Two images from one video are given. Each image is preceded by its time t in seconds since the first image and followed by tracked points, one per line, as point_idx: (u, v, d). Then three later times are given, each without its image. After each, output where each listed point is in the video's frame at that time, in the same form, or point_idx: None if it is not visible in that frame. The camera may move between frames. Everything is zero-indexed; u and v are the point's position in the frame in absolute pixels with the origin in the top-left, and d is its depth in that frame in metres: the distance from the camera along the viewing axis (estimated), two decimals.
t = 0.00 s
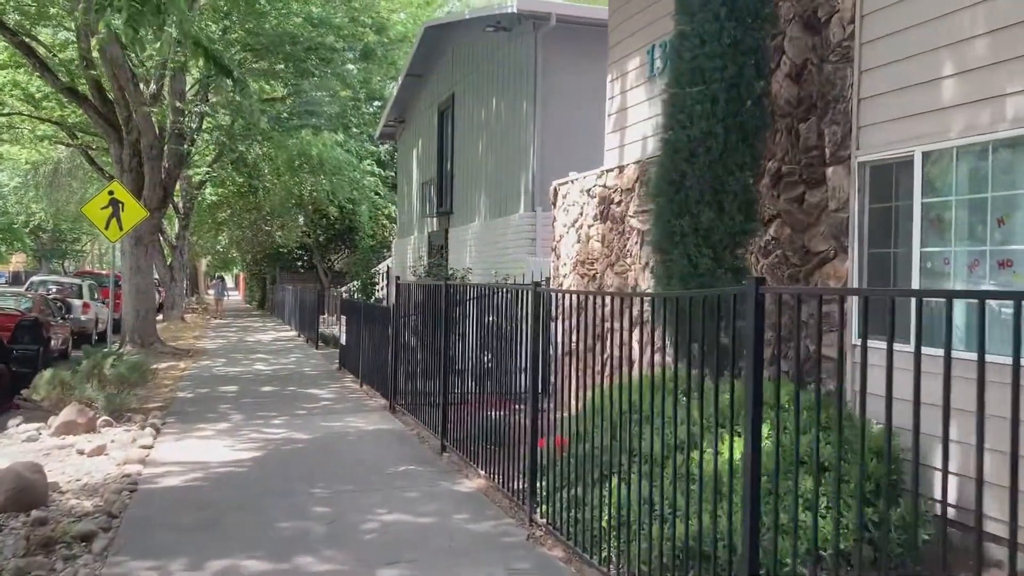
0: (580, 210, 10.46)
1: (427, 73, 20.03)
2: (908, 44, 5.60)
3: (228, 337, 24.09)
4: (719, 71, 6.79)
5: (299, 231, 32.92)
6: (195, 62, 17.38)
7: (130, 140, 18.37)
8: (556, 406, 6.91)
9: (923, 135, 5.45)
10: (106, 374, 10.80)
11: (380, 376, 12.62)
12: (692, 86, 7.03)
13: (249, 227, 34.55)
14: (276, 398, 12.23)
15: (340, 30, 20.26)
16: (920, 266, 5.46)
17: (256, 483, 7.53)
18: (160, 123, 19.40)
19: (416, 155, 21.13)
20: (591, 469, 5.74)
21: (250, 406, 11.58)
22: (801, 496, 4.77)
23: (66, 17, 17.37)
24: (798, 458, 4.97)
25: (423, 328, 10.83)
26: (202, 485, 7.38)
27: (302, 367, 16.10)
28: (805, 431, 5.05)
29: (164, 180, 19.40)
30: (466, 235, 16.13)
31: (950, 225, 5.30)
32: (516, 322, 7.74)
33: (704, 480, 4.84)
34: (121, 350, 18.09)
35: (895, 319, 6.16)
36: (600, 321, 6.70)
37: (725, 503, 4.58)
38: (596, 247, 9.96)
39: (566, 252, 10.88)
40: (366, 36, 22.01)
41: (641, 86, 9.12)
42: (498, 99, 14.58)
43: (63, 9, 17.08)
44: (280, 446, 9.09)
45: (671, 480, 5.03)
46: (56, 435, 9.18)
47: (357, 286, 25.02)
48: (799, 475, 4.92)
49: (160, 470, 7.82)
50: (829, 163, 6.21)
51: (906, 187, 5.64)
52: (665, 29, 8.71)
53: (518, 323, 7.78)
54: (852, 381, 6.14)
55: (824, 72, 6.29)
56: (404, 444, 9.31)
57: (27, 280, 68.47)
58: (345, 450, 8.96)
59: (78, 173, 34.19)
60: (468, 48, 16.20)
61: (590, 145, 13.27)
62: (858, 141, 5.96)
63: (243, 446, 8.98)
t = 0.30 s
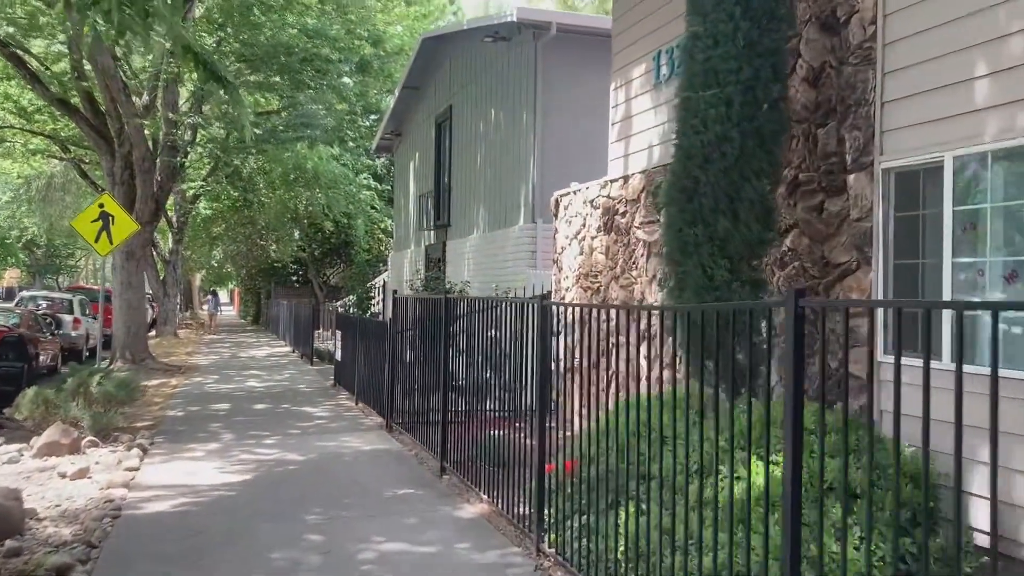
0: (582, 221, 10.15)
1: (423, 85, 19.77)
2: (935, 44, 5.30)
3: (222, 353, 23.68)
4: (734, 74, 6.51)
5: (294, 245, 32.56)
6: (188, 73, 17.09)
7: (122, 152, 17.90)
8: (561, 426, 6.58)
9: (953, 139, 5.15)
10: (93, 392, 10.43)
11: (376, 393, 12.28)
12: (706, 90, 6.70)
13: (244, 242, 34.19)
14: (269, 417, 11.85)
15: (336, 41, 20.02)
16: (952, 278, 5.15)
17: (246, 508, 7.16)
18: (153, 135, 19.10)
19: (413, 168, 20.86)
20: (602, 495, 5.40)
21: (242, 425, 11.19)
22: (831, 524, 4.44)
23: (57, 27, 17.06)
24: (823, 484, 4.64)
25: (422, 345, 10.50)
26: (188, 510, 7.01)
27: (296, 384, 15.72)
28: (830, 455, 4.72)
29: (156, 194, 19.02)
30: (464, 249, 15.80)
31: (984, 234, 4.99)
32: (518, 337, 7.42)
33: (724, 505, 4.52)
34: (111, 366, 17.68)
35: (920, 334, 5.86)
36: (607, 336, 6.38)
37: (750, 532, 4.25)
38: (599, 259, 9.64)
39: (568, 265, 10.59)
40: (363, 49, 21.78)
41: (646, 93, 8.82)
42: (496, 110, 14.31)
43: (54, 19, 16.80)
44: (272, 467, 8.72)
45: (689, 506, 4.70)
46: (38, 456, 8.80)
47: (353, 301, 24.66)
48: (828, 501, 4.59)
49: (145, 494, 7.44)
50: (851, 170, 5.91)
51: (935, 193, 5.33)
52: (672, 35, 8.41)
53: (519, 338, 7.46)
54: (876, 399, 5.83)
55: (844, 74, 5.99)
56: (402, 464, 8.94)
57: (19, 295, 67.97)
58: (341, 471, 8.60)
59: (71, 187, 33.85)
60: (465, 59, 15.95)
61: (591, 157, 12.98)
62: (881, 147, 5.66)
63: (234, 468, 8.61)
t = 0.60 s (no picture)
0: (585, 235, 9.78)
1: (419, 99, 19.46)
2: (969, 41, 4.95)
3: (213, 372, 23.20)
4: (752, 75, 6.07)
5: (288, 263, 32.12)
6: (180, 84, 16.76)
7: (111, 166, 17.45)
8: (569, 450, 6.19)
9: (992, 142, 4.78)
10: (74, 415, 9.96)
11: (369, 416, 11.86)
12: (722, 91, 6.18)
13: (236, 259, 33.77)
14: (258, 439, 11.38)
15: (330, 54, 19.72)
16: (993, 291, 4.76)
17: (230, 538, 6.71)
18: (143, 149, 18.66)
19: (409, 183, 20.52)
20: (614, 528, 4.98)
21: (230, 447, 10.72)
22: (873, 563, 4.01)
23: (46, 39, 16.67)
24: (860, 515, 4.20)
25: (416, 366, 10.12)
26: (168, 541, 6.55)
27: (287, 404, 15.26)
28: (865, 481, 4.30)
29: (145, 210, 18.26)
30: (461, 265, 15.40)
31: None
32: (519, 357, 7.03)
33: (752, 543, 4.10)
34: (98, 386, 17.15)
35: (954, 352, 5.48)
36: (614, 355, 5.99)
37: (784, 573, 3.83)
38: (603, 274, 9.26)
39: (570, 280, 10.24)
40: (358, 64, 21.50)
41: (652, 101, 8.46)
42: (494, 122, 13.98)
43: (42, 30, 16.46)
44: (259, 493, 8.26)
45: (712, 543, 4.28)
46: (13, 481, 8.33)
47: (347, 319, 24.21)
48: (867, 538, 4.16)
49: (123, 524, 6.98)
50: (877, 177, 5.55)
51: (972, 201, 4.97)
52: (680, 40, 8.06)
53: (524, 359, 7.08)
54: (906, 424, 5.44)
55: (869, 76, 5.63)
56: (397, 491, 8.51)
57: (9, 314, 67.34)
58: (333, 497, 8.16)
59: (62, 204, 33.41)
60: (462, 72, 15.64)
61: (592, 170, 12.63)
62: (911, 152, 5.29)
63: (219, 494, 8.15)
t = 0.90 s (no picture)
0: (591, 244, 9.41)
1: (417, 107, 19.15)
2: (1014, 32, 4.60)
3: (206, 385, 22.72)
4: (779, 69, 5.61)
5: (282, 273, 31.72)
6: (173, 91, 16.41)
7: (101, 173, 16.88)
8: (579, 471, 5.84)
9: None
10: (57, 431, 9.53)
11: (365, 431, 11.48)
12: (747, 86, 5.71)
13: (231, 271, 33.35)
14: (250, 456, 10.94)
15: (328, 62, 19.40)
16: None
17: (218, 564, 6.30)
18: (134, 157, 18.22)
19: (406, 192, 20.17)
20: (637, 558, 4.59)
21: (220, 465, 10.27)
22: None
23: (36, 44, 16.30)
24: (908, 546, 3.82)
25: (414, 378, 9.76)
26: (151, 568, 6.14)
27: (281, 419, 14.82)
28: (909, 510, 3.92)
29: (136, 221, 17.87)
30: (460, 276, 15.01)
31: None
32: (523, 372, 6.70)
33: None
34: (86, 401, 16.67)
35: (997, 368, 5.10)
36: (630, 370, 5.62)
37: None
38: (611, 284, 8.89)
39: (575, 291, 9.87)
40: (355, 72, 21.18)
41: (662, 103, 8.12)
42: (495, 129, 13.64)
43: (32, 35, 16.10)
44: (250, 514, 7.84)
45: None
46: None
47: (342, 331, 23.79)
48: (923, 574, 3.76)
49: (104, 549, 6.56)
50: (911, 180, 5.19)
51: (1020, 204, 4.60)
52: (693, 39, 7.71)
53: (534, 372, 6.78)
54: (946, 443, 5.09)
55: (903, 72, 5.27)
56: (397, 512, 8.09)
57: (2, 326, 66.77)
58: (328, 520, 7.72)
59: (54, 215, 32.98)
60: (462, 79, 15.32)
61: (596, 178, 12.28)
62: (950, 151, 4.93)
63: (208, 515, 7.73)
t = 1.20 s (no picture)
0: (601, 244, 9.06)
1: (417, 107, 18.77)
2: None
3: (200, 391, 22.25)
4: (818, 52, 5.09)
5: (278, 278, 31.31)
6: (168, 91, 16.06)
7: (93, 174, 16.47)
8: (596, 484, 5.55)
9: None
10: (44, 440, 9.11)
11: (364, 438, 11.12)
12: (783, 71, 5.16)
13: (226, 275, 32.93)
14: (245, 466, 10.49)
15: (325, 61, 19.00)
16: None
17: None
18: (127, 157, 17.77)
19: (405, 195, 19.80)
20: None
21: (213, 475, 9.82)
22: None
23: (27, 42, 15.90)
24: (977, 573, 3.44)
25: (415, 384, 9.43)
26: None
27: (277, 426, 14.39)
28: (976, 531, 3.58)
29: (129, 223, 17.47)
30: (462, 279, 14.62)
31: None
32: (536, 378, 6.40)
33: None
34: (77, 408, 16.21)
35: None
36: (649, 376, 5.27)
37: None
38: (622, 286, 8.52)
39: (583, 293, 9.50)
40: (353, 73, 20.81)
41: (679, 96, 7.78)
42: (497, 128, 13.31)
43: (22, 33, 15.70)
44: (246, 528, 7.43)
45: None
46: None
47: (339, 336, 23.37)
48: None
49: (90, 567, 6.16)
50: (957, 172, 4.84)
51: None
52: (712, 29, 7.34)
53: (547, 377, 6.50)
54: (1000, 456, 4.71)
55: (948, 56, 4.93)
56: (400, 525, 7.71)
57: None
58: (328, 530, 7.42)
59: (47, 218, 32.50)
60: (464, 77, 14.97)
61: (603, 176, 11.94)
62: (1002, 140, 4.56)
63: (201, 529, 7.32)
